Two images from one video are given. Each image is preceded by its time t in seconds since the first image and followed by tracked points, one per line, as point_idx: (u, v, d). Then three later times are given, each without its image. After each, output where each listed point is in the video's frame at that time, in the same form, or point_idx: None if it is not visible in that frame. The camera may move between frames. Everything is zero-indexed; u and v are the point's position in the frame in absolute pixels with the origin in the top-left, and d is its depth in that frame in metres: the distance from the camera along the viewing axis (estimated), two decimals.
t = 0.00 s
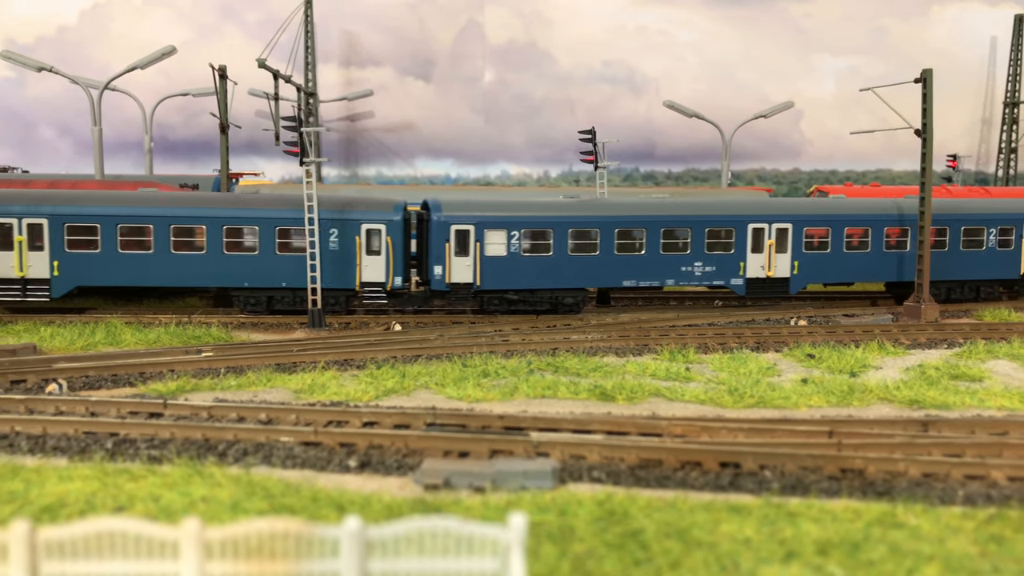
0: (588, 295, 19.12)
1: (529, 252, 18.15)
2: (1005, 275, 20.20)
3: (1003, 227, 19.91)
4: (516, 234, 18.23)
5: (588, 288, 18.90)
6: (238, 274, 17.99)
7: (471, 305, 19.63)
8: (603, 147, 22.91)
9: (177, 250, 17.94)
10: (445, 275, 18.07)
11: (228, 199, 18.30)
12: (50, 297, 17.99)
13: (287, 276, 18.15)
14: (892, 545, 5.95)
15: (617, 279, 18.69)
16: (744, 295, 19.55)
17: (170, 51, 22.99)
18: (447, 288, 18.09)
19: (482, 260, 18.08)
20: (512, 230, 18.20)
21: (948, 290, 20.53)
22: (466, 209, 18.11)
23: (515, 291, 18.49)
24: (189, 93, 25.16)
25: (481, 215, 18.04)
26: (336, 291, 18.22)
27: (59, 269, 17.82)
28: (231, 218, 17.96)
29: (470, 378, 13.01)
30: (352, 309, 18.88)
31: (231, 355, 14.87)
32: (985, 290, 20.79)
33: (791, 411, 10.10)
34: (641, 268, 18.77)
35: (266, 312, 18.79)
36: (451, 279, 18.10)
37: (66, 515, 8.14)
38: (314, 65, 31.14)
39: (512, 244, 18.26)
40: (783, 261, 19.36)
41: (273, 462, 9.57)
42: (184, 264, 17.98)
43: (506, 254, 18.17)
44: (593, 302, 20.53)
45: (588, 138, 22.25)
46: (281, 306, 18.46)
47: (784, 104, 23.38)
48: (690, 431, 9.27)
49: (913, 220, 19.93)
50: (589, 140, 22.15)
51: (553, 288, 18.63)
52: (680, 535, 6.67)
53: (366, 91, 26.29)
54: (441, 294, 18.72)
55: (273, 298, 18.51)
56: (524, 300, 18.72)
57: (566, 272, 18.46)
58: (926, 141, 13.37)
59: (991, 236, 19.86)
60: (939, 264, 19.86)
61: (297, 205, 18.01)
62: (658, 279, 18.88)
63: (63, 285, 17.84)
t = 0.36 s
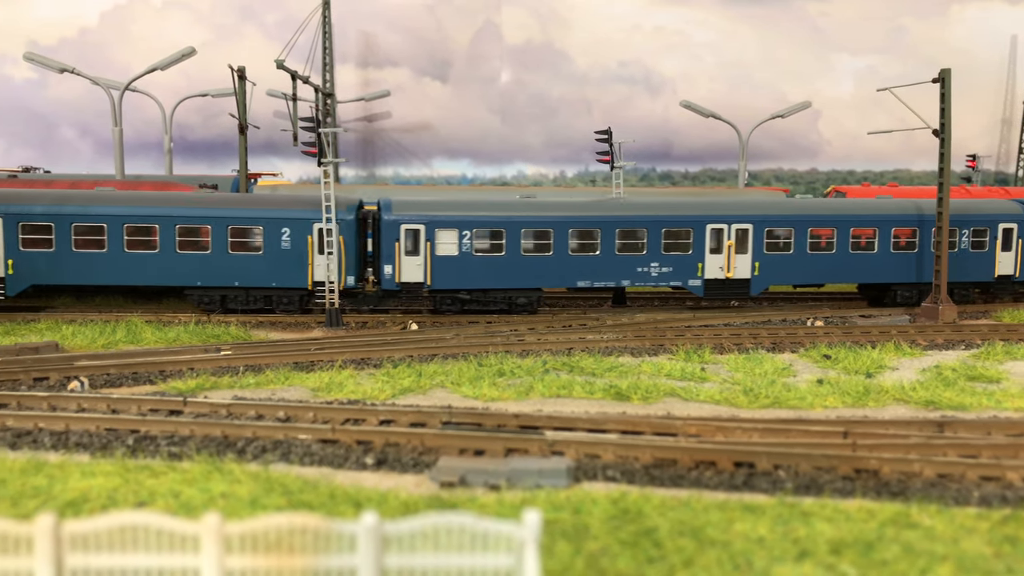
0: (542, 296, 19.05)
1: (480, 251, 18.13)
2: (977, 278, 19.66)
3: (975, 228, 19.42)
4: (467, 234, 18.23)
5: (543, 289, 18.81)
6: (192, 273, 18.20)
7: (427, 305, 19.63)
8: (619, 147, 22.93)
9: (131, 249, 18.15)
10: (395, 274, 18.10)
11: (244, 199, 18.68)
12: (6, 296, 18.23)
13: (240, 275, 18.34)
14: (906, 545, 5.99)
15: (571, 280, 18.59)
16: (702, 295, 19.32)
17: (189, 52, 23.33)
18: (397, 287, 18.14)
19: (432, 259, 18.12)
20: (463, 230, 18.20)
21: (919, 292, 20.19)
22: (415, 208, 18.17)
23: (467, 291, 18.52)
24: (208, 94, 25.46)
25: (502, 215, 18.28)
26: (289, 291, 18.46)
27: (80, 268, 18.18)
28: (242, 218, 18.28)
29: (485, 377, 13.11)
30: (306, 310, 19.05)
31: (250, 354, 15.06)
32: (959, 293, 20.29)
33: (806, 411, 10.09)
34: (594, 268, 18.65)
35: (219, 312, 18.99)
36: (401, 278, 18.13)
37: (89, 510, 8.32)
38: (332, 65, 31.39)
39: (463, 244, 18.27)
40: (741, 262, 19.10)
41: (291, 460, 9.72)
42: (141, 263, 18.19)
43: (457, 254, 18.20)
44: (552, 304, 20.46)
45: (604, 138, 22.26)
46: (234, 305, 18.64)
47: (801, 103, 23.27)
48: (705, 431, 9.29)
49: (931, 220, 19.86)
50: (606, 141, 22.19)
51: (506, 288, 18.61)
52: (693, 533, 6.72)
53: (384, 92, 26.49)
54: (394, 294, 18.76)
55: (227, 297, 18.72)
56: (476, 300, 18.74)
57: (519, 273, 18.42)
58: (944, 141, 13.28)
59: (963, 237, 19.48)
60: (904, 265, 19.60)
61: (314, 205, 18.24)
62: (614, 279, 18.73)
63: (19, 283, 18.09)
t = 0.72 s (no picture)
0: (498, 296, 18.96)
1: (433, 250, 18.09)
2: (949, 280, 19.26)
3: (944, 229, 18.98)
4: (421, 233, 18.21)
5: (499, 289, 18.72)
6: (148, 271, 18.44)
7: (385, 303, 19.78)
8: (635, 147, 22.93)
9: (88, 247, 18.43)
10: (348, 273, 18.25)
11: (261, 200, 18.93)
12: None
13: (196, 273, 18.58)
14: (919, 546, 6.06)
15: (527, 280, 18.45)
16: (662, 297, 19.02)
17: (208, 53, 23.67)
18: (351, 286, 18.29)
19: (385, 258, 18.13)
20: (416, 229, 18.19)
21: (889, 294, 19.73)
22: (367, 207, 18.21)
23: (421, 291, 18.50)
24: (227, 95, 25.75)
25: (516, 215, 18.33)
26: (245, 290, 18.72)
27: (100, 268, 18.47)
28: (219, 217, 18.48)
29: (501, 376, 13.20)
30: (263, 308, 19.28)
31: (269, 352, 15.26)
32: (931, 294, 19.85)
33: (822, 411, 10.09)
34: (549, 268, 18.49)
35: (176, 310, 19.26)
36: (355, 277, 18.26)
37: (111, 505, 8.51)
38: (350, 67, 31.63)
39: (417, 243, 18.25)
40: (702, 263, 18.78)
41: (309, 457, 9.86)
42: (107, 263, 18.46)
43: (410, 253, 18.18)
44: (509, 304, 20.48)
45: (620, 138, 22.27)
46: (190, 303, 18.90)
47: (819, 103, 23.14)
48: (720, 431, 9.32)
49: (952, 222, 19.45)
50: (622, 141, 22.20)
51: (461, 288, 18.55)
52: (707, 532, 6.77)
53: (401, 93, 26.68)
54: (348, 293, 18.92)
55: (184, 296, 18.98)
56: (431, 300, 18.71)
57: (473, 272, 18.35)
58: (962, 141, 13.19)
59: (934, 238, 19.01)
60: (871, 267, 19.14)
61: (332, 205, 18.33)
62: (570, 279, 18.58)
63: None
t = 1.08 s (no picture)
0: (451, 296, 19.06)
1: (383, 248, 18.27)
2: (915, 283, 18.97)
3: (910, 230, 18.71)
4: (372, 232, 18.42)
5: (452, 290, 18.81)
6: (106, 270, 18.75)
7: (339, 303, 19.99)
8: (652, 147, 22.92)
9: (48, 246, 18.81)
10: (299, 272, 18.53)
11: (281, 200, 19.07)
12: None
13: (152, 271, 18.85)
14: (933, 546, 6.09)
15: (478, 280, 18.51)
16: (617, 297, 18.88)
17: (227, 55, 23.97)
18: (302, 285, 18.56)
19: (335, 257, 18.40)
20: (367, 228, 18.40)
21: (856, 297, 19.42)
22: (317, 206, 18.46)
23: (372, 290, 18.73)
24: (246, 96, 26.04)
25: (532, 215, 18.34)
26: (200, 288, 18.94)
27: (123, 268, 18.75)
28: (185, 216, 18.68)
29: (517, 375, 13.29)
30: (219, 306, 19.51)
31: (287, 351, 15.47)
32: (898, 297, 19.56)
33: (837, 412, 10.08)
34: (502, 268, 18.52)
35: (134, 308, 19.55)
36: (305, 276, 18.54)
37: (132, 500, 8.69)
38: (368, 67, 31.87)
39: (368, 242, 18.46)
40: (658, 265, 18.59)
41: (326, 454, 9.99)
42: (68, 261, 18.82)
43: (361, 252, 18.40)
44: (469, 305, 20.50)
45: (636, 139, 22.26)
46: (147, 301, 19.22)
47: (836, 103, 22.99)
48: (735, 431, 9.34)
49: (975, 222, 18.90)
50: (638, 141, 22.19)
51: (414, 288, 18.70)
52: (721, 530, 6.81)
53: (418, 94, 26.85)
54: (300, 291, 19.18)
55: (140, 294, 19.26)
56: (384, 299, 18.88)
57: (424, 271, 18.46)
58: (981, 141, 13.08)
59: (900, 241, 18.73)
60: (891, 268, 18.94)
61: (350, 206, 18.46)
62: (522, 279, 18.60)
63: None
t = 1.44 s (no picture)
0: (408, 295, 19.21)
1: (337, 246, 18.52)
2: (880, 285, 18.68)
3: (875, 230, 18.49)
4: (326, 231, 18.69)
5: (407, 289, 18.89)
6: (65, 269, 19.04)
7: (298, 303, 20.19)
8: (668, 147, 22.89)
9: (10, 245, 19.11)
10: (253, 271, 18.79)
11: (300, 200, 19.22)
12: None
13: (111, 270, 19.13)
14: (947, 546, 6.12)
15: (432, 280, 18.57)
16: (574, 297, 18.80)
17: (246, 56, 24.27)
18: (256, 284, 18.81)
19: (289, 256, 18.67)
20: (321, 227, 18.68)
21: (819, 299, 19.19)
22: (273, 205, 18.76)
23: (327, 289, 18.99)
24: (264, 97, 26.32)
25: (548, 215, 18.40)
26: (158, 287, 19.22)
27: (147, 267, 18.99)
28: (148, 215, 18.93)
29: (532, 375, 13.36)
30: (178, 304, 19.79)
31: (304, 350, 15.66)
32: (864, 300, 19.30)
33: (852, 412, 10.06)
34: (457, 268, 18.58)
35: (93, 306, 19.92)
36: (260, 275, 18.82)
37: (154, 496, 8.88)
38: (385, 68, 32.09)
39: (322, 241, 18.71)
40: (614, 266, 18.53)
41: (343, 452, 10.13)
42: (29, 258, 19.12)
43: (315, 251, 18.67)
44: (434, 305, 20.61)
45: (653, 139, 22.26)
46: (107, 299, 19.54)
47: (854, 103, 22.86)
48: (750, 431, 9.36)
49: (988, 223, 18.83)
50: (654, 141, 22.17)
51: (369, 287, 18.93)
52: (735, 529, 6.84)
53: (435, 95, 27.01)
54: (256, 289, 19.43)
55: (100, 292, 19.61)
56: (340, 297, 19.17)
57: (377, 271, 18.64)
58: (1000, 141, 12.99)
59: (864, 242, 18.48)
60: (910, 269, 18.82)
61: (368, 206, 18.62)
62: (477, 279, 18.63)
63: None
